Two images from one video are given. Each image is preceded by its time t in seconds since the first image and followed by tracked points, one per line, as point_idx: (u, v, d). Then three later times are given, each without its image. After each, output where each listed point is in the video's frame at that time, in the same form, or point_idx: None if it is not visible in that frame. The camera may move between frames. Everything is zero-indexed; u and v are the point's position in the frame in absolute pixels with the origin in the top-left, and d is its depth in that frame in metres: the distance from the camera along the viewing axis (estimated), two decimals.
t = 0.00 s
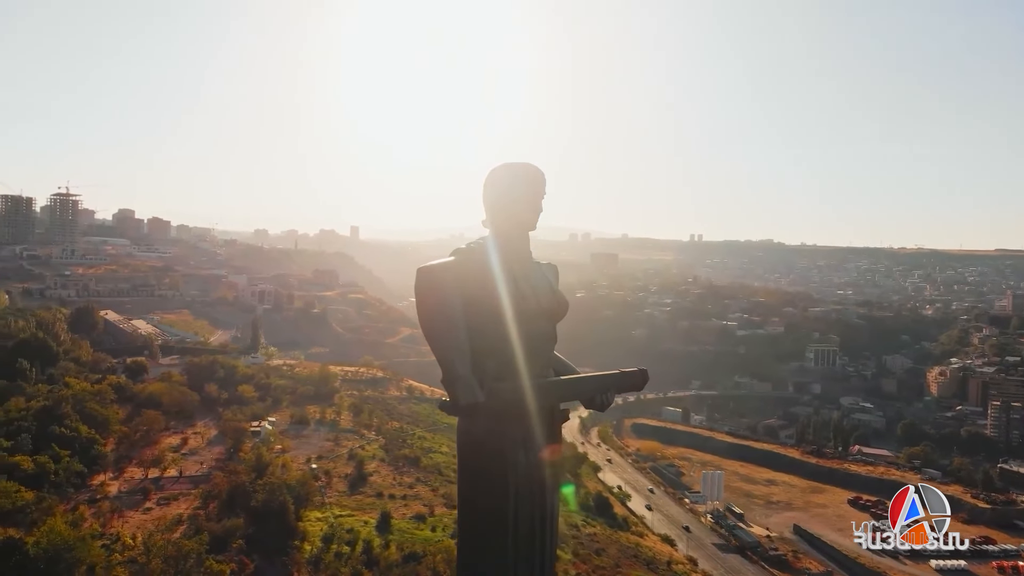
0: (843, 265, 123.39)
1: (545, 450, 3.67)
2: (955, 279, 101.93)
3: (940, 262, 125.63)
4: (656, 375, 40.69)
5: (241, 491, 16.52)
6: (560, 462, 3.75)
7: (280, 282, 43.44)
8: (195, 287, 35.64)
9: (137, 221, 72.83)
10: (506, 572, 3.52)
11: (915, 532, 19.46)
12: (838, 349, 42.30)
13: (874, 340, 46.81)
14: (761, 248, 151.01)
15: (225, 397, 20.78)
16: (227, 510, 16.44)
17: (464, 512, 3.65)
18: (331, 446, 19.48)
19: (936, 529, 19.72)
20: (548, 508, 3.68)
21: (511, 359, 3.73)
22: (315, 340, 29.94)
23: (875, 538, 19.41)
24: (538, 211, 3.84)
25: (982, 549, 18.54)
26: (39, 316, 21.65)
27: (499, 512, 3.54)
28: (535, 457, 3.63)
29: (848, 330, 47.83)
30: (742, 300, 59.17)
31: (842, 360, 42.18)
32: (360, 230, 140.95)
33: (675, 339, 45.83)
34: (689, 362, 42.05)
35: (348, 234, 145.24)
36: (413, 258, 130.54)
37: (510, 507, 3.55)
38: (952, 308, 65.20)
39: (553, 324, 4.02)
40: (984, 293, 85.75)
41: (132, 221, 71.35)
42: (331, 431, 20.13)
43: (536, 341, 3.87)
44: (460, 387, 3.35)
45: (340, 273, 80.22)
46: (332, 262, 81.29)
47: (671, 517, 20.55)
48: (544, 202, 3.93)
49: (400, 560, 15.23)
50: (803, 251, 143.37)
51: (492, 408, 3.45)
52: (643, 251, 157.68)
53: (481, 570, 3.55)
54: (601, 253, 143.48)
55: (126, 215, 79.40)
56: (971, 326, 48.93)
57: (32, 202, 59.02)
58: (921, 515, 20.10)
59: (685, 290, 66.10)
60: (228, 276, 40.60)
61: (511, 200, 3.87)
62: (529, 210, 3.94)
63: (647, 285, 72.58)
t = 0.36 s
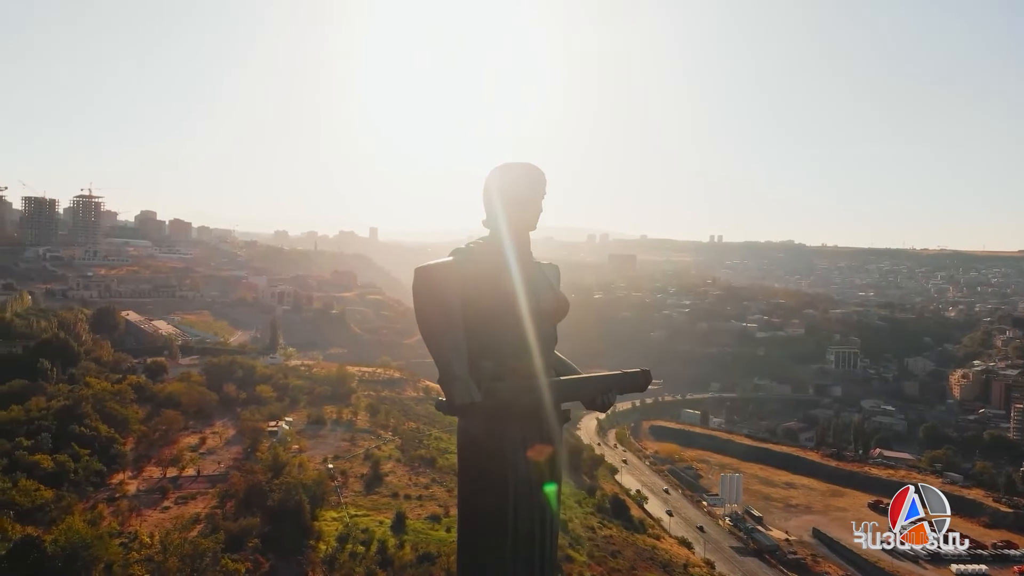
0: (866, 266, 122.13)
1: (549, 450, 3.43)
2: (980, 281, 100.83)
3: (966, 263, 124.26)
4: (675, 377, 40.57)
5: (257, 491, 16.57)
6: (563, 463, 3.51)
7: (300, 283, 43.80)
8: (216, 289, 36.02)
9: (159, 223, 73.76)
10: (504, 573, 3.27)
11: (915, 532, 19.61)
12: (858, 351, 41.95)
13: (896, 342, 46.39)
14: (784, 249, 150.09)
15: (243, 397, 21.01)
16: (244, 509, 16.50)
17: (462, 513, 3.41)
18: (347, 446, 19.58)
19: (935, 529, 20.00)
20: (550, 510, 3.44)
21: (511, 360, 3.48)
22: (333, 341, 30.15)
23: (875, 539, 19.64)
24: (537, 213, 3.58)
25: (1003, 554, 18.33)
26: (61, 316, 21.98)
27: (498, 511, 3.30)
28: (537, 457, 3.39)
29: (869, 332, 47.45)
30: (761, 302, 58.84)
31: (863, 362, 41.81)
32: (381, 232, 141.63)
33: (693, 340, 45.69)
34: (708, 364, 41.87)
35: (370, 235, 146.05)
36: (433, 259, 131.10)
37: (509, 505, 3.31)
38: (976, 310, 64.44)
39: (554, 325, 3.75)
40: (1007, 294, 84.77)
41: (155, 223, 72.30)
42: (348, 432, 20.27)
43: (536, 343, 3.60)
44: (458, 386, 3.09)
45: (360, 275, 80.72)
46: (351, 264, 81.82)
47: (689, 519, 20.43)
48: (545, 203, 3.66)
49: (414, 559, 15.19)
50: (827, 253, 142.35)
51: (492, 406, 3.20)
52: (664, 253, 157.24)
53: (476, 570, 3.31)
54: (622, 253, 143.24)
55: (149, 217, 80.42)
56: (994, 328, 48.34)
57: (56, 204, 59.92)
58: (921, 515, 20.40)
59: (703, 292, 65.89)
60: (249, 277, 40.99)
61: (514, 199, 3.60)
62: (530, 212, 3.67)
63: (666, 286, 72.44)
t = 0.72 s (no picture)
0: (891, 267, 120.61)
1: (542, 452, 3.53)
2: (1007, 283, 99.39)
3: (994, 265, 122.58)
4: (694, 379, 40.36)
5: (274, 491, 16.63)
6: (558, 463, 3.61)
7: (319, 284, 44.04)
8: (236, 290, 36.33)
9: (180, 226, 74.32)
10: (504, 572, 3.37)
11: (915, 532, 19.77)
12: (880, 353, 41.51)
13: (918, 344, 45.82)
14: (807, 250, 148.93)
15: (262, 397, 21.23)
16: (260, 509, 16.55)
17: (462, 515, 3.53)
18: (364, 446, 19.68)
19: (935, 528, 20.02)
20: (546, 510, 3.54)
21: (511, 354, 3.55)
22: (352, 342, 30.31)
23: (875, 539, 19.68)
24: (537, 210, 3.73)
25: None
26: (83, 317, 22.31)
27: (496, 512, 3.41)
28: (530, 458, 3.49)
29: (890, 334, 46.93)
30: (781, 303, 58.35)
31: (885, 364, 41.36)
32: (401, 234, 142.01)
33: (712, 341, 45.44)
34: (727, 367, 41.63)
35: (392, 235, 146.44)
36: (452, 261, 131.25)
37: (506, 506, 3.42)
38: (1001, 312, 63.49)
39: (556, 323, 3.81)
40: None
41: (175, 225, 73.01)
42: (365, 432, 20.39)
43: (536, 340, 3.65)
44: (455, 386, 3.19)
45: (379, 277, 81.00)
46: (370, 265, 82.10)
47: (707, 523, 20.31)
48: (545, 202, 3.77)
49: (428, 559, 15.21)
50: (852, 254, 141.01)
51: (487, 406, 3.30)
52: (684, 254, 156.55)
53: (476, 570, 3.41)
54: (642, 255, 142.60)
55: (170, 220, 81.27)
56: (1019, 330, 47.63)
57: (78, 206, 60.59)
58: (921, 515, 20.49)
59: (721, 293, 65.47)
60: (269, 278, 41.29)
61: (514, 199, 3.71)
62: (529, 212, 3.77)
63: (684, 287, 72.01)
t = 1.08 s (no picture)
0: (912, 267, 119.21)
1: (532, 450, 3.50)
2: None
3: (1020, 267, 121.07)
4: (712, 381, 40.19)
5: (289, 491, 16.68)
6: (550, 458, 3.55)
7: (337, 285, 44.29)
8: (255, 291, 36.64)
9: (200, 227, 74.86)
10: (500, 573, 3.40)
11: (916, 532, 19.64)
12: (900, 356, 41.11)
13: (939, 346, 45.34)
14: (829, 250, 147.87)
15: (278, 397, 21.41)
16: (276, 508, 16.58)
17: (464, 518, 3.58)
18: (379, 447, 19.76)
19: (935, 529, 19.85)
20: (536, 509, 3.53)
21: (509, 356, 3.56)
22: (369, 342, 30.46)
23: (875, 539, 19.67)
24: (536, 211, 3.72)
25: None
26: (104, 317, 22.59)
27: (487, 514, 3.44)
28: (517, 457, 3.47)
29: (911, 336, 46.47)
30: (801, 305, 57.85)
31: (905, 367, 40.96)
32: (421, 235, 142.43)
33: (730, 342, 45.21)
34: (745, 369, 41.36)
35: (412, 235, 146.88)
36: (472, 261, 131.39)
37: (498, 508, 3.45)
38: None
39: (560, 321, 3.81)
40: None
41: (196, 227, 73.67)
42: (380, 432, 20.49)
43: (537, 337, 3.62)
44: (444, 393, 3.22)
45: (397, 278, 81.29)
46: (389, 267, 82.42)
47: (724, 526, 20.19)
48: (546, 202, 3.76)
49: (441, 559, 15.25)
50: (874, 256, 139.77)
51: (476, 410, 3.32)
52: (704, 255, 155.82)
53: (472, 573, 3.46)
54: (662, 255, 142.05)
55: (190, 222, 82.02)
56: None
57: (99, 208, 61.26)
58: (920, 515, 20.28)
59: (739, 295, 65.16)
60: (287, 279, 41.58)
61: (519, 200, 3.70)
62: (530, 212, 3.76)
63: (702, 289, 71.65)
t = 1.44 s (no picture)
0: (937, 268, 117.73)
1: (517, 451, 3.49)
2: None
3: None
4: (732, 384, 39.95)
5: (305, 490, 16.72)
6: (539, 459, 3.54)
7: (356, 285, 44.45)
8: (274, 291, 36.88)
9: (221, 228, 75.22)
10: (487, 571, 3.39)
11: (916, 532, 19.98)
12: (922, 358, 40.65)
13: (963, 349, 44.80)
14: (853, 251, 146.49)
15: (297, 397, 21.56)
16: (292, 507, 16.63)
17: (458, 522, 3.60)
18: (395, 447, 19.84)
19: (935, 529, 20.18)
20: (521, 510, 3.49)
21: (506, 359, 3.56)
22: (387, 343, 30.56)
23: (875, 539, 19.89)
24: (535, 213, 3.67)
25: None
26: (126, 317, 22.85)
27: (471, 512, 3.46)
28: (502, 457, 3.48)
29: (934, 338, 45.93)
30: (822, 306, 57.29)
31: (928, 369, 40.50)
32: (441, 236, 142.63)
33: (750, 344, 44.92)
34: (766, 371, 41.05)
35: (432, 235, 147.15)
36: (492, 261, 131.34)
37: (482, 506, 3.45)
38: None
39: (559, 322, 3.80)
40: None
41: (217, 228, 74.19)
42: (397, 432, 20.57)
43: (532, 338, 3.61)
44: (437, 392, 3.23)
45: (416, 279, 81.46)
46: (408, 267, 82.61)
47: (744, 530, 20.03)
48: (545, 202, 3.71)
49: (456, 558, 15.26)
50: (900, 257, 138.31)
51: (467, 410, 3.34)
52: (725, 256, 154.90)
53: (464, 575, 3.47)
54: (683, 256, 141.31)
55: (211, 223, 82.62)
56: None
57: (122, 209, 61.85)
58: (921, 515, 20.61)
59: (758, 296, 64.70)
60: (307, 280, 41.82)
61: (523, 201, 3.64)
62: (532, 211, 3.71)
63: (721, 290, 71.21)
